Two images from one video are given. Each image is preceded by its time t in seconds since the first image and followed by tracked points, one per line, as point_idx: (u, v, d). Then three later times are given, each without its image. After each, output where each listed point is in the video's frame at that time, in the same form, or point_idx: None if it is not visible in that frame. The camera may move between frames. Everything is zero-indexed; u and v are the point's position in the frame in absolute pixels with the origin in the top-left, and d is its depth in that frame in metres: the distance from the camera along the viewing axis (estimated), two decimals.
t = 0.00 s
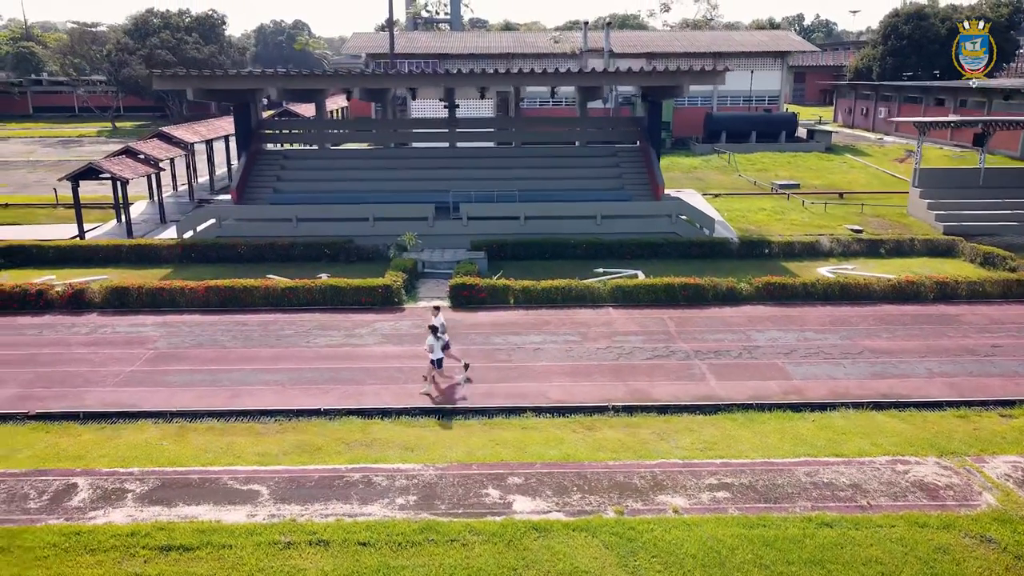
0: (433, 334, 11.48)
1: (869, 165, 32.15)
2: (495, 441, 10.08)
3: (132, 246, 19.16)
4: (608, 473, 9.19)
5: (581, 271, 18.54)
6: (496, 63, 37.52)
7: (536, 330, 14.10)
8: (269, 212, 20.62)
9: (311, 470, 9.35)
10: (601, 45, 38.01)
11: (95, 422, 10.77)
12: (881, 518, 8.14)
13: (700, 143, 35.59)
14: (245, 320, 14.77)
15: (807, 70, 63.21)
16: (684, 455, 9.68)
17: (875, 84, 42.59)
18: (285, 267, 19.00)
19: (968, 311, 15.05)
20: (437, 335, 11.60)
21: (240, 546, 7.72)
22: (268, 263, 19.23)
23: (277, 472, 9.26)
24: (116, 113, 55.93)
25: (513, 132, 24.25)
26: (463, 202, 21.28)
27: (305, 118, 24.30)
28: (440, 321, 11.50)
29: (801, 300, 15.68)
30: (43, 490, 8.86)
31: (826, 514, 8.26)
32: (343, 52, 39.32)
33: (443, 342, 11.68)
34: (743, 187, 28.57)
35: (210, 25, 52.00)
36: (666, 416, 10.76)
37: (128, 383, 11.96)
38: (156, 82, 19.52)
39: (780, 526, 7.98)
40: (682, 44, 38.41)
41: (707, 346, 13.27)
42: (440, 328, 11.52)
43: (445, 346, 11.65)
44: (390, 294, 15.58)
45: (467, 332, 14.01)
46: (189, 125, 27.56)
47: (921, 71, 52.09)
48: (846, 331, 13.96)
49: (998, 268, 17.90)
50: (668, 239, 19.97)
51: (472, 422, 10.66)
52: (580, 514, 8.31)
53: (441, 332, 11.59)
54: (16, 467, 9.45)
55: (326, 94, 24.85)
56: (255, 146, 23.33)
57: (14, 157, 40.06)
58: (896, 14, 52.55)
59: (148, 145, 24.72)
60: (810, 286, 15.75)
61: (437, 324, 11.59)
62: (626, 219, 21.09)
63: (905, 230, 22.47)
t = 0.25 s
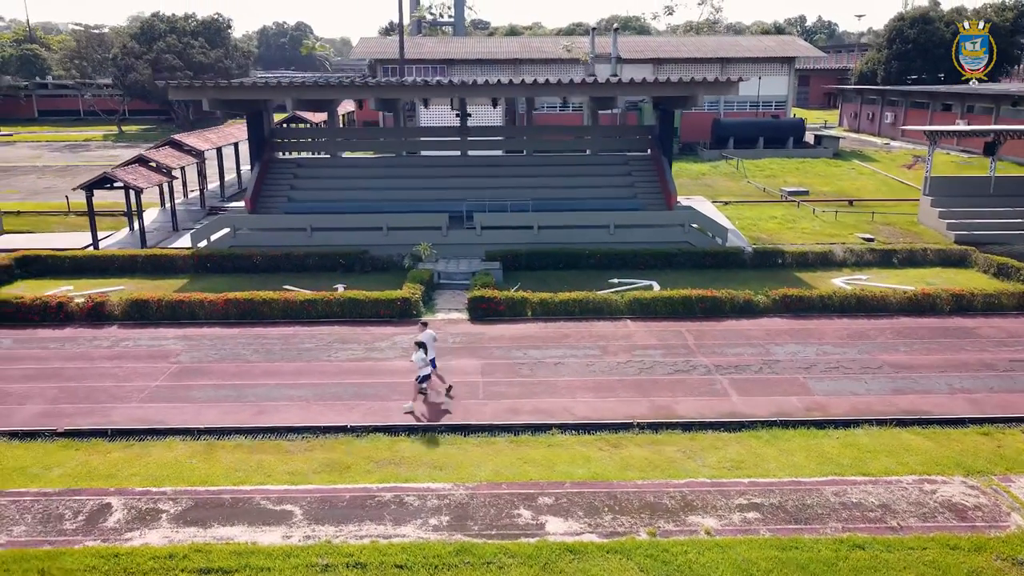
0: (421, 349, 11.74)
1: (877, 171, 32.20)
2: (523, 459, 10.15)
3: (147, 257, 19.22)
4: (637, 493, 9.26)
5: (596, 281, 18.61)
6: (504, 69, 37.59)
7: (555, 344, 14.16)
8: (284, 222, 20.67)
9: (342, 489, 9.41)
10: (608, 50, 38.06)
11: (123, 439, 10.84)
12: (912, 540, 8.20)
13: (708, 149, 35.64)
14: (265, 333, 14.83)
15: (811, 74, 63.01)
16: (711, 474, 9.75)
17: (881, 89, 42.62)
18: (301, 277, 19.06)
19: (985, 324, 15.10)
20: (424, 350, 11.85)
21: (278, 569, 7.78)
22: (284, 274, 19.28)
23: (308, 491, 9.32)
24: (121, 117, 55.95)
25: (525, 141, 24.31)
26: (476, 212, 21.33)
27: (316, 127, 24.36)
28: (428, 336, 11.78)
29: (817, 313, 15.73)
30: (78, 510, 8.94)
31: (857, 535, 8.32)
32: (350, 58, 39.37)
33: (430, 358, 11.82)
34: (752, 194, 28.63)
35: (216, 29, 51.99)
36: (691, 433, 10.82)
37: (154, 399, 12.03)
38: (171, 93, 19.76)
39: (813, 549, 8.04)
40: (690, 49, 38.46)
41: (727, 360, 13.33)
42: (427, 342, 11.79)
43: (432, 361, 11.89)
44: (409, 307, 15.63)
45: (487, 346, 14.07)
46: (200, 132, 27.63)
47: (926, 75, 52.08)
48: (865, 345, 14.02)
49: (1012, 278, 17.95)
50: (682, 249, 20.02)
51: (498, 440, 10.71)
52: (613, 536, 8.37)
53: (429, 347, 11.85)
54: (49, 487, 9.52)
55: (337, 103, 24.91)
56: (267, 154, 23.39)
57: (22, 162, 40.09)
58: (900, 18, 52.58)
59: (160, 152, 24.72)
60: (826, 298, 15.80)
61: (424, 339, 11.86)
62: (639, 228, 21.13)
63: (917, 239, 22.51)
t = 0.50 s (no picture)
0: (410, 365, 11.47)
1: (884, 176, 32.27)
2: (546, 474, 10.21)
3: (161, 265, 19.27)
4: (663, 509, 9.31)
5: (608, 290, 18.67)
6: (510, 73, 37.65)
7: (572, 355, 14.21)
8: (296, 230, 20.73)
9: (368, 505, 9.46)
10: (615, 55, 38.12)
11: (147, 453, 10.89)
12: (938, 558, 8.26)
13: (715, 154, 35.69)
14: (282, 344, 14.89)
15: (815, 77, 62.56)
16: (735, 489, 9.80)
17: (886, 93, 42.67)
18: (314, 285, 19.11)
19: (999, 334, 15.15)
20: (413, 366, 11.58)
21: None
22: (296, 282, 19.34)
23: (335, 508, 9.38)
24: (126, 120, 55.96)
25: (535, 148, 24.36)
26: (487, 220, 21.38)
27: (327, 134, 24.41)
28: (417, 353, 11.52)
29: (831, 322, 15.79)
30: (108, 527, 9.00)
31: (883, 553, 8.38)
32: (356, 62, 39.41)
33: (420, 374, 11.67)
34: (760, 200, 28.68)
35: (220, 32, 51.96)
36: (712, 448, 10.87)
37: (176, 412, 12.08)
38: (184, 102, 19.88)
39: (841, 567, 8.09)
40: (696, 53, 38.51)
41: (745, 372, 13.38)
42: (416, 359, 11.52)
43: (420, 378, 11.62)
44: (425, 317, 15.69)
45: (504, 357, 14.12)
46: (209, 139, 27.69)
47: (930, 78, 52.15)
48: (880, 356, 14.07)
49: None
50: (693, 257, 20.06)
51: (521, 454, 10.76)
52: (640, 554, 8.42)
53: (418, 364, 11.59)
54: (76, 503, 9.57)
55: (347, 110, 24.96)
56: (278, 161, 23.44)
57: (28, 166, 40.10)
58: (904, 22, 52.64)
59: (170, 159, 24.76)
60: (840, 308, 15.85)
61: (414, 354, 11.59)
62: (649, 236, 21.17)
63: (926, 245, 22.56)
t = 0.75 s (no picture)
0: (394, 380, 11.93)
1: (891, 182, 32.32)
2: (573, 490, 10.26)
3: (176, 274, 19.32)
4: (691, 528, 9.37)
5: (623, 300, 18.72)
6: (517, 79, 37.73)
7: (591, 367, 14.26)
8: (309, 239, 20.78)
9: (398, 523, 9.51)
10: (622, 60, 38.19)
11: (174, 468, 10.95)
12: None
13: (722, 159, 35.77)
14: (301, 356, 14.96)
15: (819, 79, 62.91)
16: (761, 507, 9.86)
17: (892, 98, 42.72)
18: (329, 293, 19.20)
19: (1015, 346, 15.20)
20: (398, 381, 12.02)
21: None
22: (311, 292, 19.40)
23: (365, 525, 9.45)
24: (131, 123, 56.01)
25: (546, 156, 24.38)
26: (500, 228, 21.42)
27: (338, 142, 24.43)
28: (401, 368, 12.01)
29: (847, 334, 15.85)
30: (140, 545, 9.07)
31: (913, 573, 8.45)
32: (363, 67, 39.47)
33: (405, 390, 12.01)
34: (769, 206, 28.73)
35: (226, 36, 51.99)
36: (736, 464, 10.94)
37: (200, 426, 12.14)
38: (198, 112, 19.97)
39: None
40: (702, 59, 38.58)
41: (764, 386, 13.43)
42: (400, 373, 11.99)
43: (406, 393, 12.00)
44: (442, 328, 15.74)
45: (523, 370, 14.17)
46: (219, 145, 27.76)
47: (935, 81, 52.18)
48: (899, 369, 14.11)
49: None
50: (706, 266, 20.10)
51: (545, 469, 10.82)
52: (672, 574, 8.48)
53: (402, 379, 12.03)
54: (107, 520, 9.63)
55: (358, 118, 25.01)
56: (290, 169, 23.49)
57: (36, 171, 40.16)
58: (909, 25, 52.60)
59: (182, 167, 24.81)
60: (856, 320, 15.90)
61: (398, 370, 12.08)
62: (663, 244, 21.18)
63: (937, 253, 22.61)
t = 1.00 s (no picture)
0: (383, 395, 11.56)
1: (898, 187, 32.38)
2: (595, 505, 10.33)
3: (189, 283, 19.37)
4: (715, 544, 9.43)
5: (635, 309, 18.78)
6: (523, 83, 37.79)
7: (607, 378, 14.32)
8: (322, 247, 20.84)
9: (423, 539, 9.58)
10: (628, 65, 38.24)
11: (197, 482, 11.01)
12: None
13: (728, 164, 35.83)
14: (318, 366, 15.01)
15: (822, 82, 63.01)
16: (783, 522, 9.93)
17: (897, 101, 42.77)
18: (343, 302, 19.28)
19: None
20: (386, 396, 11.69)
21: None
22: (324, 300, 19.47)
23: (391, 542, 9.52)
24: (136, 127, 56.08)
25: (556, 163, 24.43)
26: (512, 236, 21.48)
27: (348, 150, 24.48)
28: (388, 380, 11.66)
29: (861, 344, 15.90)
30: (169, 562, 9.14)
31: None
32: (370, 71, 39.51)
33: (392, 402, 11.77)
34: (777, 212, 28.80)
35: (231, 39, 52.05)
36: (756, 478, 11.00)
37: (221, 439, 12.21)
38: (210, 121, 20.05)
39: None
40: (708, 63, 38.65)
41: (780, 397, 13.49)
42: (388, 387, 11.64)
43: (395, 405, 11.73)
44: (458, 338, 15.81)
45: (540, 381, 14.23)
46: (229, 152, 27.80)
47: (938, 84, 52.24)
48: (913, 380, 14.18)
49: None
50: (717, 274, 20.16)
51: (567, 483, 10.89)
52: None
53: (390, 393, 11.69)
54: (134, 536, 9.70)
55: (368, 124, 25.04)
56: (301, 177, 23.53)
57: (42, 175, 40.22)
58: (913, 28, 52.62)
59: (192, 174, 24.84)
60: (870, 330, 15.96)
61: (385, 383, 11.73)
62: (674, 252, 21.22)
63: (946, 261, 22.67)
